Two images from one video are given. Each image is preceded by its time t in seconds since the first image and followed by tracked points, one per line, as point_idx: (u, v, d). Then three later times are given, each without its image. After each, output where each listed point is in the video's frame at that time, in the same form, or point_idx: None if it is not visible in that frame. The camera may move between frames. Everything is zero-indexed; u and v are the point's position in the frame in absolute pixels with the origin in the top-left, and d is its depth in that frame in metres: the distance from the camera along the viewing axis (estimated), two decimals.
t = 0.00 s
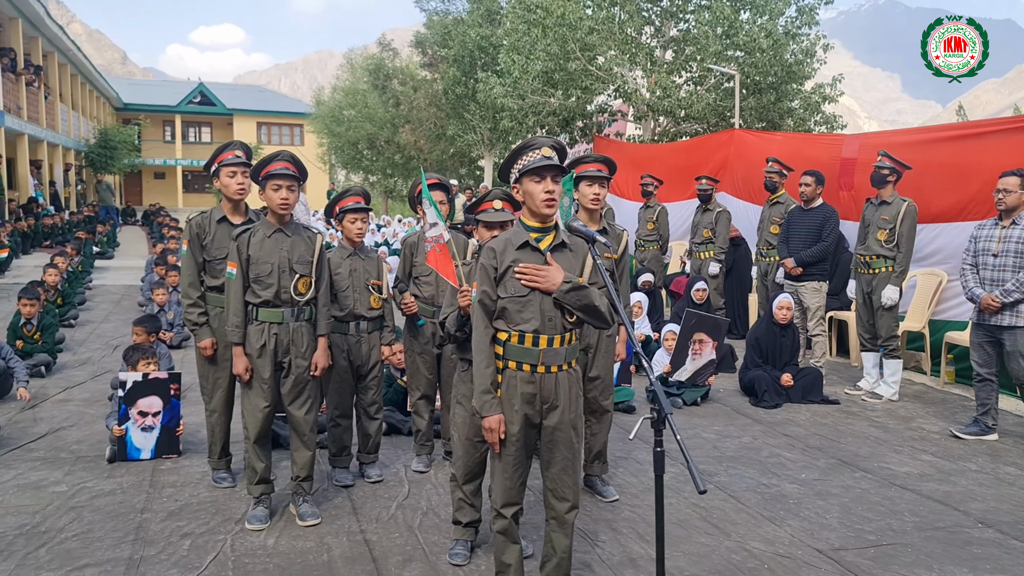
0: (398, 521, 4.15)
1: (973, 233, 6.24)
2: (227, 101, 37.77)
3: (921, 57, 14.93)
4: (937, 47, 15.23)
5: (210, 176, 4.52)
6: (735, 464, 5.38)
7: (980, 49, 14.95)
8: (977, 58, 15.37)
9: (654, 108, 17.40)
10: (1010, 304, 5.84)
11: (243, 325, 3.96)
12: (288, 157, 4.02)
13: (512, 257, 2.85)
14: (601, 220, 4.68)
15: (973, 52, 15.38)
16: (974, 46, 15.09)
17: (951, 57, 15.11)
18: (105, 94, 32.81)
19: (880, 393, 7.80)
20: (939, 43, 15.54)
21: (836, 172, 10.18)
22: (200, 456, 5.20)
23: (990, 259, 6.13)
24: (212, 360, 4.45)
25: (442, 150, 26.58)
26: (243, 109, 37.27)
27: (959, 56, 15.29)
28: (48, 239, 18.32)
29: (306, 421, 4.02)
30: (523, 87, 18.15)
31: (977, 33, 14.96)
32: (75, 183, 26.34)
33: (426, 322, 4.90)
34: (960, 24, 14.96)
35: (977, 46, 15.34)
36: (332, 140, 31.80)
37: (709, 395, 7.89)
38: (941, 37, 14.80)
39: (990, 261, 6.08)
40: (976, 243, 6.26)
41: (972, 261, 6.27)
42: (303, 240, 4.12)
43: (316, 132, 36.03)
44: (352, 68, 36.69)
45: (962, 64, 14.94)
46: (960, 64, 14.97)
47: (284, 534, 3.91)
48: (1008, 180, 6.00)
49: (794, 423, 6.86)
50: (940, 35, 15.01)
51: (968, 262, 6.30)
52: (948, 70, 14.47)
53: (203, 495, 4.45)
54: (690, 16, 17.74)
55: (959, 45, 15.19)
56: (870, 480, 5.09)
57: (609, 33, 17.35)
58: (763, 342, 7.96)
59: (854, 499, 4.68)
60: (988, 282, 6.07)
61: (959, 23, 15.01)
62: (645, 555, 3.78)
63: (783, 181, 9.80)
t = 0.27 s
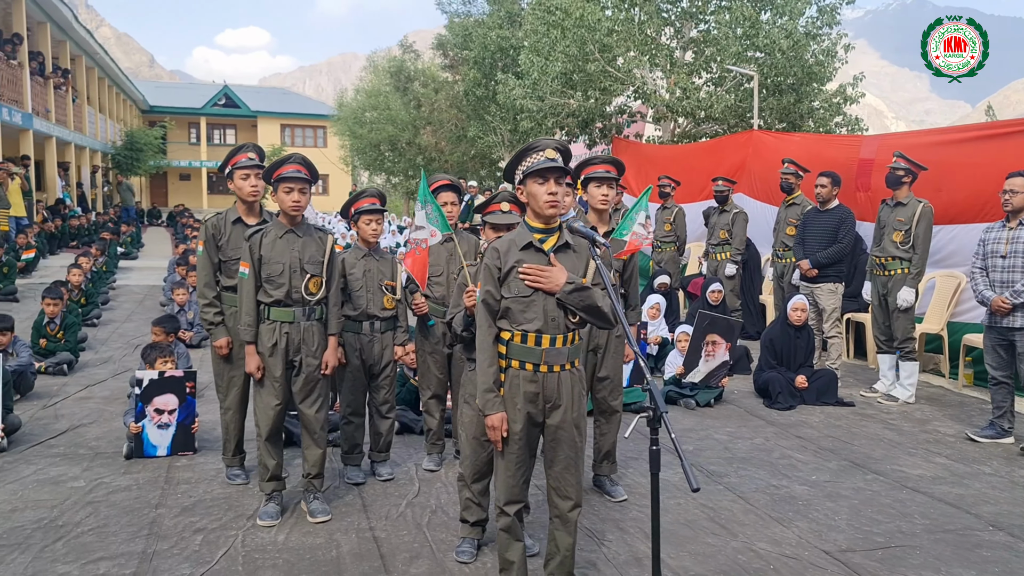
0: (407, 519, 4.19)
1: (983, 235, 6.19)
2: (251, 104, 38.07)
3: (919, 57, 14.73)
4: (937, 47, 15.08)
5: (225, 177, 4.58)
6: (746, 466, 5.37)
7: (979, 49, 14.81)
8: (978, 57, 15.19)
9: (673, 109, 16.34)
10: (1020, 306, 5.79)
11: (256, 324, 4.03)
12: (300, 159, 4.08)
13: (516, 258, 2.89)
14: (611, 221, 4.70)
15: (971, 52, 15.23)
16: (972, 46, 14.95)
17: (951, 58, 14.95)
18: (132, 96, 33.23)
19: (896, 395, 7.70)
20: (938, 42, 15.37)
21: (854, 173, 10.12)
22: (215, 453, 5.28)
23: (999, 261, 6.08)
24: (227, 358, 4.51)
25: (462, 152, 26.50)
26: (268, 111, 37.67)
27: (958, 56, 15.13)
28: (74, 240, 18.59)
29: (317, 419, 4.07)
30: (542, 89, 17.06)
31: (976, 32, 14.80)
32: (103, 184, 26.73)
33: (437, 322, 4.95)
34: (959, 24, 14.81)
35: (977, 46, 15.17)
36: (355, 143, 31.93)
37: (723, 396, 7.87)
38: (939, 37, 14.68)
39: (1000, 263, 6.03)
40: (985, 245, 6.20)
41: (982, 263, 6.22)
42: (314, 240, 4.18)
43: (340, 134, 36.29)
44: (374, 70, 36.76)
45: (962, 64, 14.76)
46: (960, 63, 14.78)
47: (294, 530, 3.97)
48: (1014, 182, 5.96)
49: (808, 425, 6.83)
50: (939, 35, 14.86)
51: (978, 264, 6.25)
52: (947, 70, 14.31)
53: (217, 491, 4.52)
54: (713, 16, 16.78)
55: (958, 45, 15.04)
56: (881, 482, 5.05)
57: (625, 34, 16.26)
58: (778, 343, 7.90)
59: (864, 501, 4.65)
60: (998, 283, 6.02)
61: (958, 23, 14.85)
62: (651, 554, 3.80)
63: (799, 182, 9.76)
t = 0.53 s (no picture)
0: (417, 516, 4.27)
1: (1003, 237, 6.16)
2: (276, 106, 38.39)
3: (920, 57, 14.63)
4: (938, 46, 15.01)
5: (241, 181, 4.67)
6: (756, 467, 5.39)
7: (979, 48, 14.74)
8: (977, 57, 15.11)
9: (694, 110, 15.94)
10: None
11: (269, 325, 4.12)
12: (312, 163, 4.16)
13: (519, 260, 2.95)
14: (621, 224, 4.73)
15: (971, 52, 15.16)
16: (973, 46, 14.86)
17: (952, 57, 14.88)
18: (158, 99, 33.67)
19: (912, 399, 7.66)
20: (938, 42, 15.28)
21: (872, 175, 10.08)
22: (232, 450, 5.39)
23: (1015, 263, 6.06)
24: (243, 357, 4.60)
25: (484, 153, 26.51)
26: (292, 113, 38.00)
27: (958, 56, 15.05)
28: (101, 240, 18.90)
29: (328, 418, 4.16)
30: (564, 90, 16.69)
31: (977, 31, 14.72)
32: (130, 185, 27.13)
33: (449, 322, 5.01)
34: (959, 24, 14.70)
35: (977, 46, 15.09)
36: (379, 144, 32.07)
37: (737, 398, 7.87)
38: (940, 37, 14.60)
39: (1015, 265, 6.00)
40: (1004, 247, 6.17)
41: (999, 265, 6.19)
42: (327, 242, 4.26)
43: (363, 135, 36.47)
44: (397, 72, 36.85)
45: (963, 64, 14.71)
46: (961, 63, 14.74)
47: (306, 526, 4.05)
48: None
49: (821, 427, 6.82)
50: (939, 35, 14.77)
51: (995, 266, 6.22)
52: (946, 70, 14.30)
53: (233, 487, 4.62)
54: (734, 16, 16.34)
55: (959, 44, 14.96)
56: (892, 484, 5.05)
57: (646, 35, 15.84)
58: (793, 346, 7.89)
59: (872, 503, 4.66)
60: (1011, 286, 6.00)
61: (959, 23, 14.75)
62: (656, 553, 3.84)
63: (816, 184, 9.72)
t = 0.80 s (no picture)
0: (428, 514, 4.33)
1: None
2: (302, 108, 38.70)
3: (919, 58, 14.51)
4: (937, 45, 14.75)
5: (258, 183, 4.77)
6: (768, 469, 5.39)
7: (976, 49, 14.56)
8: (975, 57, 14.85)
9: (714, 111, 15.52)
10: None
11: (283, 325, 4.20)
12: (326, 167, 4.24)
13: (525, 263, 3.00)
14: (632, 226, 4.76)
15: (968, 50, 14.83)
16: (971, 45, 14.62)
17: (952, 57, 14.60)
18: (187, 101, 34.15)
19: (930, 402, 7.62)
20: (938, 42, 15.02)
21: (893, 177, 10.03)
22: (249, 448, 5.48)
23: None
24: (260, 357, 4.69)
25: (507, 154, 26.52)
26: (318, 115, 38.34)
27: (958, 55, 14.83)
28: (130, 240, 19.22)
29: (342, 417, 4.24)
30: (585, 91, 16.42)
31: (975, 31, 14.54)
32: (158, 186, 27.54)
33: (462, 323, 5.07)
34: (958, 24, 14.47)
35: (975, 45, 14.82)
36: (403, 145, 32.22)
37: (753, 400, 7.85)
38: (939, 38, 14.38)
39: None
40: None
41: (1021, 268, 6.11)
42: (340, 244, 4.34)
43: (388, 137, 36.67)
44: (421, 74, 36.96)
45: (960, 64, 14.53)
46: (959, 63, 14.54)
47: (319, 523, 4.13)
48: None
49: (837, 430, 6.79)
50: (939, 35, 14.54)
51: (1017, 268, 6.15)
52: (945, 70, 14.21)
53: (249, 484, 4.72)
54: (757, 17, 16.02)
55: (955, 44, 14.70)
56: (905, 488, 5.03)
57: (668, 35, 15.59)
58: (809, 348, 7.86)
59: (884, 506, 4.64)
60: None
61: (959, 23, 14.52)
62: (663, 553, 3.88)
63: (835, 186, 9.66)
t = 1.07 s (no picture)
0: (438, 511, 4.37)
1: None
2: (325, 109, 38.97)
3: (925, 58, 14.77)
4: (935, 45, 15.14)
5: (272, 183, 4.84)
6: (780, 470, 5.38)
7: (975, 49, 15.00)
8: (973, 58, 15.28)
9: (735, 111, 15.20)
10: None
11: (296, 323, 4.26)
12: (338, 167, 4.29)
13: (531, 262, 3.03)
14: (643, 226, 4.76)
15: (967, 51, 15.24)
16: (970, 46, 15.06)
17: (952, 57, 15.00)
18: (212, 101, 34.50)
19: (948, 404, 7.55)
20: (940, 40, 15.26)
21: (913, 178, 9.96)
22: (264, 445, 5.55)
23: None
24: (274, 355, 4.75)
25: (529, 154, 26.50)
26: (341, 116, 38.58)
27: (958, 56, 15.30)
28: (154, 240, 19.45)
29: (353, 415, 4.28)
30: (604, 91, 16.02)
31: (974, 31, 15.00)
32: (183, 186, 27.86)
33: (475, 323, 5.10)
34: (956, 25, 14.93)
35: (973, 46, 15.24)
36: (425, 145, 32.32)
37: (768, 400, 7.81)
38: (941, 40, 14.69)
39: None
40: None
41: None
42: (352, 243, 4.39)
43: (409, 137, 36.79)
44: (442, 74, 37.02)
45: (960, 65, 14.97)
46: (959, 64, 14.96)
47: (331, 519, 4.18)
48: None
49: (852, 432, 6.75)
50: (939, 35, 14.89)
51: None
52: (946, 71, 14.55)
53: (263, 481, 4.78)
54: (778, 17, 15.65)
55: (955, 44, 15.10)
56: (919, 490, 4.99)
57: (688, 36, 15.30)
58: (826, 349, 7.81)
59: (896, 508, 4.61)
60: None
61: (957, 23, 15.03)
62: (671, 552, 3.89)
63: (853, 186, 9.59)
